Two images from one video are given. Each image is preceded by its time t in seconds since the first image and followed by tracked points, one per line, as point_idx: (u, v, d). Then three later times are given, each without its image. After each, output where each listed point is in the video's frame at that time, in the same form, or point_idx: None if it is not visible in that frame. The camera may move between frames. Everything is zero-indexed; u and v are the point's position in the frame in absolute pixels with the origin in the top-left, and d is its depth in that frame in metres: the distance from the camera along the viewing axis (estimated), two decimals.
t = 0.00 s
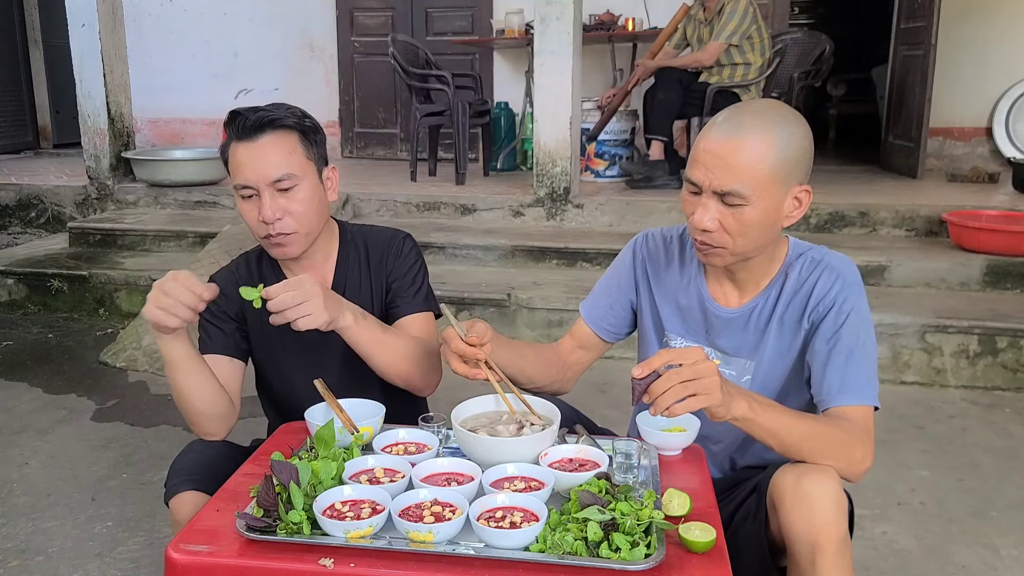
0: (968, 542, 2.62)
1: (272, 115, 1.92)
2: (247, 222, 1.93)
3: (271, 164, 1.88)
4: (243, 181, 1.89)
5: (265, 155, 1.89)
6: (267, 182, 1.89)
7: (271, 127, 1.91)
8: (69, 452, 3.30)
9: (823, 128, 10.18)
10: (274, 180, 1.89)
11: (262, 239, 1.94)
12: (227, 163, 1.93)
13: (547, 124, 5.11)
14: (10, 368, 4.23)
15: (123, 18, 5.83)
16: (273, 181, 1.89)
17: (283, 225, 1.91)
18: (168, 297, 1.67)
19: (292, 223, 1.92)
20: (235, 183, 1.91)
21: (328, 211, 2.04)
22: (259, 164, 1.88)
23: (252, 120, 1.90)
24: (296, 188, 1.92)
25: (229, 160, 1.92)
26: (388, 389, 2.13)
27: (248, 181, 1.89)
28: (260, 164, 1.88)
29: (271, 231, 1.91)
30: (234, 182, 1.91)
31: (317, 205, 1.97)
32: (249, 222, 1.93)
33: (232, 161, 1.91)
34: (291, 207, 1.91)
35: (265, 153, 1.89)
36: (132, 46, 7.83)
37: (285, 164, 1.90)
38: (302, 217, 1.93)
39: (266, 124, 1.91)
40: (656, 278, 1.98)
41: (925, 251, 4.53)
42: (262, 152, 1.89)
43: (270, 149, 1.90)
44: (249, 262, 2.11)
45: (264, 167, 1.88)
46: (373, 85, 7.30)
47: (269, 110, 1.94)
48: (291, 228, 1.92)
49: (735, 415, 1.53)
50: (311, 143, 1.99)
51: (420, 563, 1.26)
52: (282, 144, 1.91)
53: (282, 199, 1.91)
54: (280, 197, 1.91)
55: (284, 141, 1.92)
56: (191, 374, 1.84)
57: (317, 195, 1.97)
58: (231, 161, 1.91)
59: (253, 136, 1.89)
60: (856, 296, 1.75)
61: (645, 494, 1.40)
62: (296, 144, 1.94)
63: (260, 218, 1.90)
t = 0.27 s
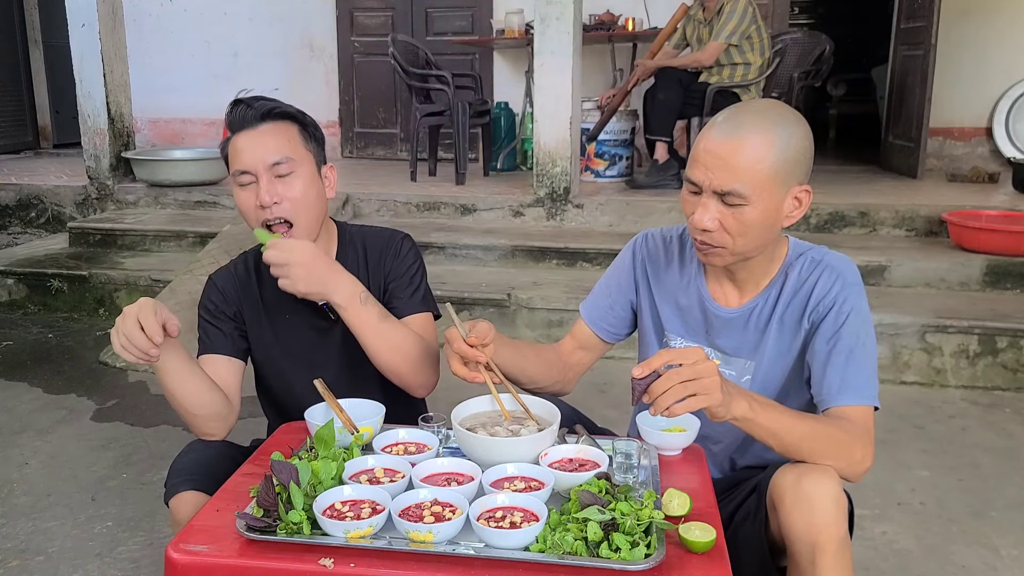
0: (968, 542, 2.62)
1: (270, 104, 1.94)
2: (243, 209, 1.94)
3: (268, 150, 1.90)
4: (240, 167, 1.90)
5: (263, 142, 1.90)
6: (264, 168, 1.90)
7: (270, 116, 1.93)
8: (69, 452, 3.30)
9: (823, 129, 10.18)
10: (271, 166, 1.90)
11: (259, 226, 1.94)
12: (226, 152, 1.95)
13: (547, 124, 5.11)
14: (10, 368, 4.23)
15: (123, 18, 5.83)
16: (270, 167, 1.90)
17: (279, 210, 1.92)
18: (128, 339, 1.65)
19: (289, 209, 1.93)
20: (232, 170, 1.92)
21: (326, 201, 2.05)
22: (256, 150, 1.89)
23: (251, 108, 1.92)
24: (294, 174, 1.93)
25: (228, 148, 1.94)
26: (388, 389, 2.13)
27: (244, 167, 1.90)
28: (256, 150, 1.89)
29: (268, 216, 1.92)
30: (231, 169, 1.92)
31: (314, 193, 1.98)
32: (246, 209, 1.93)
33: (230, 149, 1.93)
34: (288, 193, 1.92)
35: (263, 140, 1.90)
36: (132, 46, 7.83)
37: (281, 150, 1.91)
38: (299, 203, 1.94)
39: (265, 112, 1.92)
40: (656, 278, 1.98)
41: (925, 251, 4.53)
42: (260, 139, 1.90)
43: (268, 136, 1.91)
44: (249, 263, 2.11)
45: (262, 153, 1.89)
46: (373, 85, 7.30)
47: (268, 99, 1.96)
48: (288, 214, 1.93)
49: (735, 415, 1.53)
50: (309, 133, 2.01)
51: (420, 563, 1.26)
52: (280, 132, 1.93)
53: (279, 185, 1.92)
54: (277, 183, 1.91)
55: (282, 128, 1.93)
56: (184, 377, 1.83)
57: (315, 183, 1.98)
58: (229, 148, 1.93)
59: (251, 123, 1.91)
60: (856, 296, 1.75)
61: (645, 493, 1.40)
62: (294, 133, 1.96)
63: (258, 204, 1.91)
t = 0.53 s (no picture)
0: (967, 542, 2.62)
1: (276, 101, 1.97)
2: (242, 203, 1.93)
3: (272, 143, 1.91)
4: (243, 160, 1.91)
5: (266, 135, 1.92)
6: (267, 161, 1.91)
7: (275, 112, 1.95)
8: (69, 452, 3.30)
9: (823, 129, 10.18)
10: (274, 159, 1.91)
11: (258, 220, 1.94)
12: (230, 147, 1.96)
13: (547, 124, 5.11)
14: (10, 368, 4.23)
15: (123, 18, 5.83)
16: (273, 160, 1.91)
17: (279, 204, 1.92)
18: (142, 339, 1.65)
19: (289, 203, 1.93)
20: (235, 164, 1.93)
21: (326, 202, 2.05)
22: (260, 143, 1.91)
23: (257, 104, 1.95)
24: (296, 169, 1.94)
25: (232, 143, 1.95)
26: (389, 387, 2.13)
27: (246, 159, 1.91)
28: (259, 142, 1.91)
29: (268, 209, 1.92)
30: (234, 163, 1.93)
31: (315, 190, 1.98)
32: (246, 202, 1.93)
33: (234, 144, 1.94)
34: (289, 187, 1.93)
35: (267, 134, 1.92)
36: (132, 46, 7.83)
37: (284, 144, 1.93)
38: (300, 198, 1.94)
39: (271, 108, 1.95)
40: (656, 278, 1.98)
41: (925, 251, 4.53)
42: (264, 133, 1.92)
43: (272, 131, 1.93)
44: (248, 262, 2.11)
45: (265, 146, 1.91)
46: (373, 85, 7.30)
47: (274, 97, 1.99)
48: (288, 208, 1.93)
49: (735, 415, 1.53)
50: (314, 134, 2.03)
51: (420, 562, 1.26)
52: (284, 127, 1.95)
53: (281, 179, 1.92)
54: (279, 177, 1.92)
55: (285, 124, 1.95)
56: (186, 377, 1.84)
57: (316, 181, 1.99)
58: (232, 142, 1.94)
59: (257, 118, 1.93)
60: (856, 296, 1.75)
61: (645, 493, 1.40)
62: (298, 131, 1.98)
63: (258, 196, 1.91)
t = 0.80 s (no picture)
0: (968, 542, 2.62)
1: (277, 103, 1.97)
2: (243, 204, 1.93)
3: (273, 144, 1.91)
4: (244, 161, 1.91)
5: (268, 136, 1.92)
6: (268, 162, 1.91)
7: (277, 114, 1.96)
8: (69, 452, 3.30)
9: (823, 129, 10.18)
10: (275, 160, 1.91)
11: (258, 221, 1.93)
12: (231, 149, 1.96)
13: (548, 124, 5.11)
14: (10, 368, 4.23)
15: (123, 18, 5.83)
16: (275, 162, 1.91)
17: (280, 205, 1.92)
18: (145, 337, 1.65)
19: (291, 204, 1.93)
20: (236, 165, 1.93)
21: (327, 204, 2.05)
22: (261, 144, 1.91)
23: (259, 106, 1.95)
24: (298, 171, 1.94)
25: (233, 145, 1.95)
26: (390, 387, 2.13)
27: (248, 161, 1.91)
28: (261, 143, 1.91)
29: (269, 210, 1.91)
30: (235, 164, 1.93)
31: (316, 192, 1.98)
32: (246, 203, 1.92)
33: (235, 145, 1.94)
34: (291, 188, 1.93)
35: (269, 135, 1.92)
36: (132, 47, 7.83)
37: (286, 145, 1.93)
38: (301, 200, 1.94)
39: (272, 110, 1.95)
40: (657, 277, 1.98)
41: (925, 251, 4.53)
42: (266, 134, 1.92)
43: (274, 133, 1.93)
44: (249, 261, 2.10)
45: (266, 147, 1.91)
46: (373, 85, 7.30)
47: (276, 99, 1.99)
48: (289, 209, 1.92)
49: (735, 414, 1.53)
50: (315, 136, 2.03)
51: (420, 562, 1.26)
52: (285, 129, 1.95)
53: (283, 180, 1.92)
54: (281, 178, 1.92)
55: (287, 126, 1.96)
56: (188, 375, 1.84)
57: (317, 183, 1.99)
58: (234, 143, 1.94)
59: (258, 119, 1.94)
60: (857, 296, 1.75)
61: (645, 494, 1.40)
62: (300, 132, 1.98)
63: (259, 197, 1.91)
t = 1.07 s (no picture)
0: (968, 542, 2.62)
1: (280, 100, 1.97)
2: (244, 200, 1.93)
3: (275, 141, 1.92)
4: (246, 158, 1.92)
5: (270, 134, 1.93)
6: (269, 159, 1.92)
7: (279, 112, 1.96)
8: (69, 452, 3.30)
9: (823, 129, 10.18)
10: (276, 157, 1.92)
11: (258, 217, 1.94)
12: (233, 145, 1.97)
13: (548, 124, 5.11)
14: (9, 368, 4.23)
15: (123, 18, 5.83)
16: (276, 159, 1.92)
17: (280, 202, 1.92)
18: (135, 319, 1.67)
19: (291, 201, 1.93)
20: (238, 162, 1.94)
21: (329, 202, 2.05)
22: (263, 140, 1.92)
23: (261, 103, 1.96)
24: (299, 168, 1.94)
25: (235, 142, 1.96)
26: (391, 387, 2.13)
27: (249, 156, 1.91)
28: (262, 140, 1.92)
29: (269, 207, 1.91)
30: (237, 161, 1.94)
31: (317, 190, 1.98)
32: (247, 199, 1.93)
33: (237, 142, 1.95)
34: (291, 185, 1.93)
35: (270, 132, 1.93)
36: (132, 47, 7.83)
37: (287, 143, 1.93)
38: (302, 197, 1.94)
39: (274, 107, 1.96)
40: (658, 278, 1.98)
41: (925, 251, 4.53)
42: (267, 132, 1.93)
43: (275, 130, 1.94)
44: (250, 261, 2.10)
45: (267, 144, 1.92)
46: (373, 85, 7.30)
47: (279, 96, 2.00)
48: (289, 206, 1.92)
49: (736, 414, 1.53)
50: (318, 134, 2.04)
51: (420, 563, 1.26)
52: (287, 126, 1.95)
53: (284, 177, 1.93)
54: (282, 175, 1.93)
55: (289, 124, 1.96)
56: (188, 375, 1.83)
57: (318, 181, 1.99)
58: (236, 139, 1.95)
59: (260, 116, 1.94)
60: (858, 297, 1.75)
61: (645, 494, 1.40)
62: (302, 130, 1.98)
63: (259, 193, 1.91)
